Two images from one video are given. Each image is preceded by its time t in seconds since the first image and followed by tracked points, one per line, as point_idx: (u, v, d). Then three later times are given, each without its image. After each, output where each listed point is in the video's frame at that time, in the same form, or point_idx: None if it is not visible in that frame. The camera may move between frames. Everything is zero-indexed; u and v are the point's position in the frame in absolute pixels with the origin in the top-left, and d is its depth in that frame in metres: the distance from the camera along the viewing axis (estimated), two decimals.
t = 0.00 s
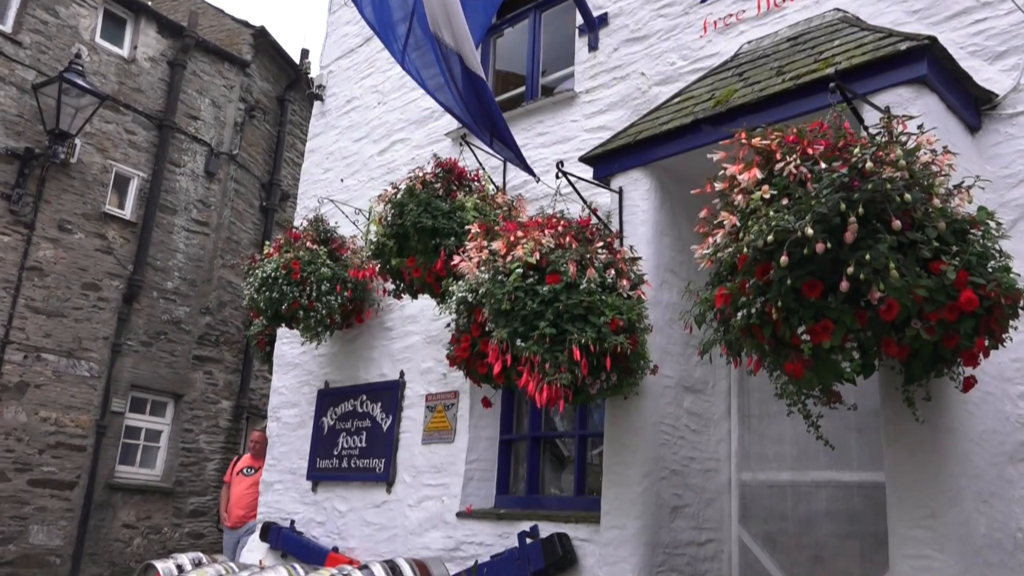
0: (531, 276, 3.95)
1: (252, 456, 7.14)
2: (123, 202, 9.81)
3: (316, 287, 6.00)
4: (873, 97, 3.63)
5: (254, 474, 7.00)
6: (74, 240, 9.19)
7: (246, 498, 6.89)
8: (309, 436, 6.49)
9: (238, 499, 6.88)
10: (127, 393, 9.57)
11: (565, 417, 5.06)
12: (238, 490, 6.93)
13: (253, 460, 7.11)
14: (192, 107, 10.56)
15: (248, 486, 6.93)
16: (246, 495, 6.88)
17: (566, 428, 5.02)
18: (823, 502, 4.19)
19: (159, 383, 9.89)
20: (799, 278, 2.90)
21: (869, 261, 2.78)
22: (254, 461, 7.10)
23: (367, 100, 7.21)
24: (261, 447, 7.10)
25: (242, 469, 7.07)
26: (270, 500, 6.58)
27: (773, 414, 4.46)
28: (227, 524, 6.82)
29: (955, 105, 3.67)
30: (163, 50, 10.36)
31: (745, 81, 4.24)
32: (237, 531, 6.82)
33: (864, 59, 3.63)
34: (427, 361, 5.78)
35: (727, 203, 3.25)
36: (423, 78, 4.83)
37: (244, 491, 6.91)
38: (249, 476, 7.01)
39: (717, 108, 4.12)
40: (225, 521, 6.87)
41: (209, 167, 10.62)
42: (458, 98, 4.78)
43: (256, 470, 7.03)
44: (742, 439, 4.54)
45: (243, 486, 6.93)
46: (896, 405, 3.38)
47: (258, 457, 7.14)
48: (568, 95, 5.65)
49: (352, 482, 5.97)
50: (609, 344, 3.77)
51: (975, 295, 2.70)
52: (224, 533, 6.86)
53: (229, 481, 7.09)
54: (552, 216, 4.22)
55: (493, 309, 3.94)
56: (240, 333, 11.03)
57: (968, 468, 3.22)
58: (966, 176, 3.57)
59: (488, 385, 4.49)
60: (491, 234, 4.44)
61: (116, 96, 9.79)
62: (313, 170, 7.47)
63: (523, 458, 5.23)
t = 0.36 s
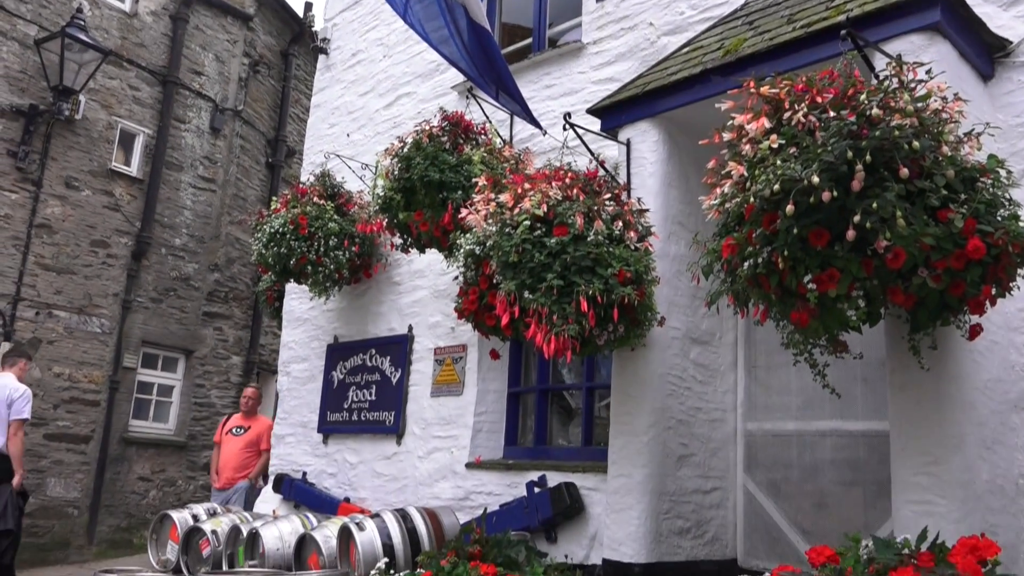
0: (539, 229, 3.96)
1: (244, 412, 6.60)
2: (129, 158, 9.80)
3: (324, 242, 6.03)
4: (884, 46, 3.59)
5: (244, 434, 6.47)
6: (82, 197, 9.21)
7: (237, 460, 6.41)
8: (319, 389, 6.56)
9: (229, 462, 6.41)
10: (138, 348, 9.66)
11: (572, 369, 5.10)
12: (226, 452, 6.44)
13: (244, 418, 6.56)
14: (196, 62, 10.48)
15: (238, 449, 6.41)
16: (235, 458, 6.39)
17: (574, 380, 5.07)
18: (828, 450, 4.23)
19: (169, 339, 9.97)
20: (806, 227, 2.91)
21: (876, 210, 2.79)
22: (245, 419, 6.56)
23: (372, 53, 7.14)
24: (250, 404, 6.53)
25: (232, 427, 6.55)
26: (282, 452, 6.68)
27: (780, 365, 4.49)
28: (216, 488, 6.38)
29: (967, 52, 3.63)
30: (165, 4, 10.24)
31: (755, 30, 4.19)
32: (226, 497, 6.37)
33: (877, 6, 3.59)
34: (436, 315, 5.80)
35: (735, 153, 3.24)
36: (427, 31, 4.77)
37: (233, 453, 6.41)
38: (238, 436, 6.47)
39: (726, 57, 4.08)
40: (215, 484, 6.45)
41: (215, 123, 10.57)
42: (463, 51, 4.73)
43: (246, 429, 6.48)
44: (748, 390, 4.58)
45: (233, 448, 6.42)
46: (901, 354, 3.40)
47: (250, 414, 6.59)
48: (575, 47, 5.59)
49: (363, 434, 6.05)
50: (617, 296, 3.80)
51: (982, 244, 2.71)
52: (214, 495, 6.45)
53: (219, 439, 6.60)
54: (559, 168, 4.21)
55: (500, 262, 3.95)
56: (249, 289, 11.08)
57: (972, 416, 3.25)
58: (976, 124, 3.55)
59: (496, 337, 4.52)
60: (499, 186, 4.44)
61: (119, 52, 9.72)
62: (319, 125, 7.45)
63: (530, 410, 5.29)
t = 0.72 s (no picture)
0: (547, 184, 3.96)
1: (228, 368, 6.50)
2: (135, 117, 9.76)
3: (331, 200, 6.02)
4: None
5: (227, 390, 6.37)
6: (89, 156, 9.20)
7: (222, 418, 6.33)
8: (328, 347, 6.61)
9: (214, 420, 6.32)
10: (148, 308, 9.73)
11: (579, 326, 5.13)
12: (210, 409, 6.37)
13: (228, 373, 6.46)
14: (200, 19, 10.40)
15: (221, 405, 6.33)
16: (219, 415, 6.32)
17: (581, 337, 5.10)
18: (834, 405, 4.26)
19: (179, 299, 10.04)
20: (813, 179, 2.90)
21: (883, 160, 2.79)
22: (229, 374, 6.46)
23: (377, 9, 7.07)
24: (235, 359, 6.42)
25: (217, 383, 6.47)
26: (293, 409, 6.76)
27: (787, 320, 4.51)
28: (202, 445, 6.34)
29: (980, 2, 3.59)
30: None
31: None
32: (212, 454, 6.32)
33: None
34: (443, 273, 5.80)
35: (744, 106, 3.22)
36: None
37: (217, 409, 6.33)
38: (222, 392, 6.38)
39: (735, 9, 4.04)
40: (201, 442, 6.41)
41: (220, 81, 10.52)
42: (469, 6, 4.69)
43: (230, 385, 6.39)
44: (756, 345, 4.61)
45: (216, 405, 6.34)
46: (909, 307, 3.42)
47: (235, 369, 6.49)
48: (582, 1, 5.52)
49: (372, 391, 6.11)
50: (625, 251, 3.82)
51: (991, 195, 2.71)
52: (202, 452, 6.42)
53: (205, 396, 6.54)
54: (567, 123, 4.20)
55: (508, 218, 3.96)
56: (257, 249, 11.12)
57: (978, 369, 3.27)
58: (988, 75, 3.52)
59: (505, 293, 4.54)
60: (506, 142, 4.43)
61: (122, 9, 9.62)
62: (325, 82, 7.40)
63: (538, 367, 5.34)
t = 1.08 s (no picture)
0: (556, 144, 3.96)
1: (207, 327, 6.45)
2: (142, 80, 9.72)
3: (340, 162, 6.02)
4: None
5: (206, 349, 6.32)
6: (97, 120, 9.19)
7: (201, 377, 6.27)
8: (338, 309, 6.65)
9: (192, 379, 6.26)
10: (159, 271, 9.80)
11: (588, 287, 5.14)
12: (188, 369, 6.31)
13: (207, 333, 6.41)
14: None
15: (201, 365, 6.27)
16: (199, 375, 6.26)
17: (591, 298, 5.12)
18: (842, 364, 4.24)
19: (189, 262, 10.09)
20: (823, 137, 2.90)
21: (893, 117, 2.78)
22: (208, 334, 6.41)
23: None
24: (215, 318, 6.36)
25: (195, 343, 6.41)
26: (304, 371, 6.82)
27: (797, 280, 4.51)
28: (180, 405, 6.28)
29: None
30: None
31: None
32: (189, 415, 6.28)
33: None
34: (453, 235, 5.81)
35: (755, 64, 3.19)
36: None
37: (196, 369, 6.27)
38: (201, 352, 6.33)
39: None
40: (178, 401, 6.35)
41: (226, 44, 10.45)
42: None
43: (210, 345, 6.34)
44: (765, 305, 4.62)
45: (195, 364, 6.28)
46: (919, 265, 3.42)
47: (214, 329, 6.44)
48: None
49: (382, 353, 6.16)
50: (634, 211, 3.82)
51: (1003, 151, 2.70)
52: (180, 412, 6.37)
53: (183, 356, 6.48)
54: (576, 83, 4.18)
55: (518, 178, 3.96)
56: (266, 212, 11.15)
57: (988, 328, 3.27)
58: (1003, 29, 3.48)
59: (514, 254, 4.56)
60: (515, 102, 4.41)
61: None
62: (332, 43, 7.35)
63: (547, 328, 5.36)
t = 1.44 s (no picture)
0: (566, 108, 3.95)
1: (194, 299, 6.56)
2: (149, 47, 9.70)
3: (349, 128, 6.01)
4: None
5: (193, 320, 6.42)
6: (106, 86, 9.17)
7: (188, 348, 6.34)
8: (348, 276, 6.68)
9: (179, 349, 6.33)
10: (170, 239, 9.84)
11: (597, 253, 5.16)
12: (175, 340, 6.40)
13: (194, 304, 6.52)
14: None
15: (188, 336, 6.36)
16: (185, 346, 6.34)
17: (600, 264, 5.13)
18: (851, 329, 4.24)
19: (199, 229, 10.13)
20: (833, 100, 2.88)
21: (904, 79, 2.76)
22: (195, 305, 6.51)
23: None
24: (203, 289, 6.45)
25: (181, 314, 6.50)
26: (315, 338, 6.86)
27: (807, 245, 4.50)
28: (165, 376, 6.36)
29: None
30: None
31: None
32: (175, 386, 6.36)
33: None
34: (462, 202, 5.81)
35: (766, 26, 3.17)
36: None
37: (183, 340, 6.36)
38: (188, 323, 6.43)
39: None
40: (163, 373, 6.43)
41: (233, 9, 10.39)
42: None
43: (197, 316, 6.44)
44: (775, 270, 4.62)
45: (182, 334, 6.36)
46: (930, 229, 3.41)
47: (201, 300, 6.54)
48: None
49: (393, 319, 6.19)
50: (644, 175, 3.82)
51: (1016, 113, 2.69)
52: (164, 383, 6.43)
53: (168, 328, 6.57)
54: (586, 46, 4.16)
55: (527, 142, 3.96)
56: (275, 179, 11.15)
57: (999, 292, 3.27)
58: None
59: (524, 220, 4.58)
60: (525, 66, 4.39)
61: None
62: (340, 7, 7.30)
63: (557, 294, 5.38)
